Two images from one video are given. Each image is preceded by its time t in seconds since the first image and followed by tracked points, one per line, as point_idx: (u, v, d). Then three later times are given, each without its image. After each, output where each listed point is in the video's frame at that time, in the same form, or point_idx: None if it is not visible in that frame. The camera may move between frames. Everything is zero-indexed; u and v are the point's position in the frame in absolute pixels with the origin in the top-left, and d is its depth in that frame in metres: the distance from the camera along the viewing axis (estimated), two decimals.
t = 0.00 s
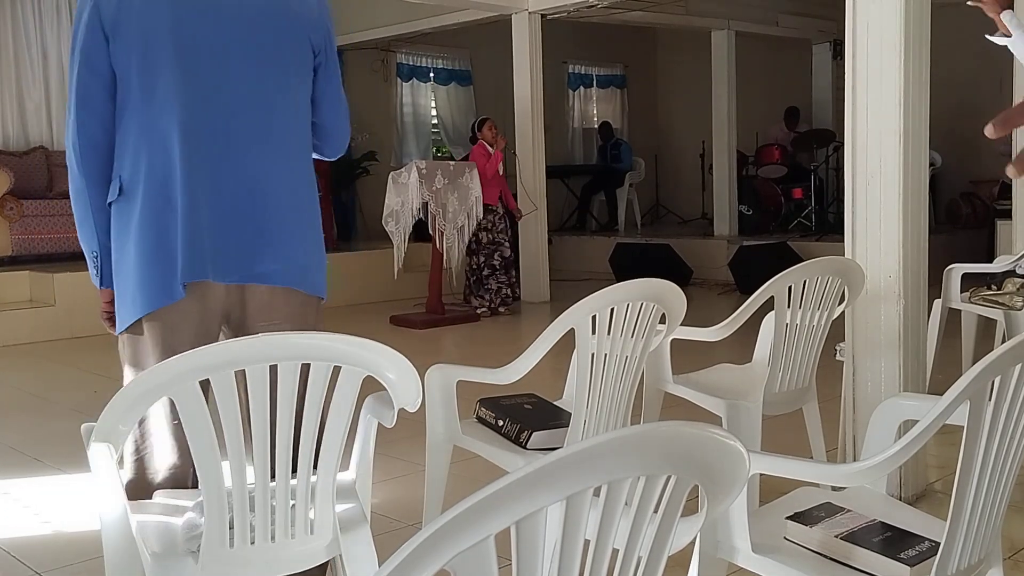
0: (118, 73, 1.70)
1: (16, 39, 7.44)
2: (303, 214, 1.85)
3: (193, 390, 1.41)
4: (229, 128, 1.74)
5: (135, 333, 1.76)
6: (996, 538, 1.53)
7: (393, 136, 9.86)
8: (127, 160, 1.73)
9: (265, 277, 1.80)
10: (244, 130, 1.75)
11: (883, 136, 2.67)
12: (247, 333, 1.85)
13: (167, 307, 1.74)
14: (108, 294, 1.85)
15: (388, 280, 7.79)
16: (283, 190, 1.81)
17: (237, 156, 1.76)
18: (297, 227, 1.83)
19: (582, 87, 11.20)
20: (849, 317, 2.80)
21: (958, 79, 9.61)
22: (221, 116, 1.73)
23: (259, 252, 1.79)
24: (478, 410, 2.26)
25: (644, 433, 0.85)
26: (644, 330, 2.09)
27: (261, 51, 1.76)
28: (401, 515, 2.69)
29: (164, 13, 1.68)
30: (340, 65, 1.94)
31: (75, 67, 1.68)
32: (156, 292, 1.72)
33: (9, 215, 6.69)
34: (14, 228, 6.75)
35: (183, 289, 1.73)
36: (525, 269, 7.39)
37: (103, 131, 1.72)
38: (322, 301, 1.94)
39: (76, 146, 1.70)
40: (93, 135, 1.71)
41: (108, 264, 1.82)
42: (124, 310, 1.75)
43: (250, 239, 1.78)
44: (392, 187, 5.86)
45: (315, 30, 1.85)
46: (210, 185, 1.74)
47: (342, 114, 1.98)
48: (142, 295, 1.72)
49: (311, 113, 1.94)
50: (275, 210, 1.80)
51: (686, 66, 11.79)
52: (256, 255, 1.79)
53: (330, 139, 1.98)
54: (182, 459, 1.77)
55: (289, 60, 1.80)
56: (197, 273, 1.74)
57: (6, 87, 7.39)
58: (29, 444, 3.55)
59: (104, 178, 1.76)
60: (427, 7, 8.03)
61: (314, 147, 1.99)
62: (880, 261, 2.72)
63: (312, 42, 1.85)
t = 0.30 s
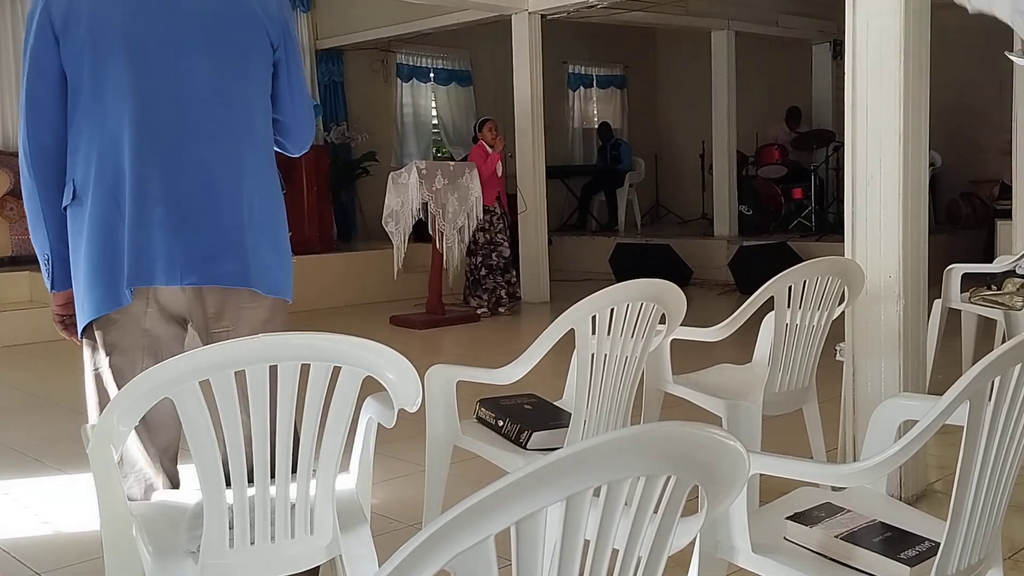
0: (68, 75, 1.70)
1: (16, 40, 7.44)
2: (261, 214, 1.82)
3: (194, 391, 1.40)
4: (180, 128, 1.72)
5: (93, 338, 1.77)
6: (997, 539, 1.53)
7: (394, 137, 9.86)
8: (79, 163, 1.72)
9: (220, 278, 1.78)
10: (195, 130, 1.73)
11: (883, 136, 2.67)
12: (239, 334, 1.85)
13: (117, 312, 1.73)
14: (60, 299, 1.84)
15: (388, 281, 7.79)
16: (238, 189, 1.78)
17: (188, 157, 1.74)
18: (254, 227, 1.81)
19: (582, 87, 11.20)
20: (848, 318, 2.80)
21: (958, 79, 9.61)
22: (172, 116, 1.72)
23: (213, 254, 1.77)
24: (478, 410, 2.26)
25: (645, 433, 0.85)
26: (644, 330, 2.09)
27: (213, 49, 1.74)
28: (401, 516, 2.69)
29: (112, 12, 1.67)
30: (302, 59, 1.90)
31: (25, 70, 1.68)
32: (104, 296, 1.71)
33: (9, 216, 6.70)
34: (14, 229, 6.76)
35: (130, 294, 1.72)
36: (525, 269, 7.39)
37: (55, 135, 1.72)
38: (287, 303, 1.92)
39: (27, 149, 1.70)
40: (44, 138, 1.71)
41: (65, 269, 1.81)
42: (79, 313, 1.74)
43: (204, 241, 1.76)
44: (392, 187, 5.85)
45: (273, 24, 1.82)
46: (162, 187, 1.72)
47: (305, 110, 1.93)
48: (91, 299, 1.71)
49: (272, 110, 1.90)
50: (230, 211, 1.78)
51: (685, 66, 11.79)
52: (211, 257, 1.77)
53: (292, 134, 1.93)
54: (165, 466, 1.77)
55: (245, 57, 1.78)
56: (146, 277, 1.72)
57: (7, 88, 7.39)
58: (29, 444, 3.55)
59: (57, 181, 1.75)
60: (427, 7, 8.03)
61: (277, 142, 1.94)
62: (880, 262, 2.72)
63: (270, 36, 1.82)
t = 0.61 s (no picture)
0: (61, 76, 1.69)
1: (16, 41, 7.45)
2: (258, 211, 1.82)
3: (194, 391, 1.40)
4: (176, 128, 1.73)
5: (95, 340, 1.76)
6: (997, 538, 1.53)
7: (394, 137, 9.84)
8: (74, 165, 1.72)
9: (220, 276, 1.78)
10: (190, 130, 1.73)
11: (883, 136, 2.67)
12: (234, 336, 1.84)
13: (116, 312, 1.73)
14: (52, 304, 1.81)
15: (388, 281, 7.79)
16: (234, 188, 1.78)
17: (186, 157, 1.74)
18: (251, 225, 1.81)
19: (582, 87, 11.19)
20: (849, 318, 2.80)
21: (958, 79, 9.61)
22: (167, 116, 1.71)
23: (212, 253, 1.77)
24: (478, 410, 2.26)
25: (646, 434, 0.85)
26: (644, 330, 2.09)
27: (207, 47, 1.74)
28: (402, 516, 2.69)
29: (105, 12, 1.66)
30: (294, 55, 1.89)
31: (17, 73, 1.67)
32: (103, 297, 1.70)
33: (9, 217, 6.69)
34: (14, 230, 6.76)
35: (129, 294, 1.71)
36: (525, 270, 7.39)
37: (49, 137, 1.71)
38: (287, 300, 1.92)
39: (20, 152, 1.69)
40: (38, 141, 1.70)
41: (58, 271, 1.80)
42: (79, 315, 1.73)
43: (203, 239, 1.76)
44: (391, 187, 5.85)
45: (265, 21, 1.82)
46: (160, 187, 1.73)
47: (300, 107, 1.91)
48: (90, 300, 1.70)
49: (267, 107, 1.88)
50: (227, 209, 1.78)
51: (685, 66, 11.79)
52: (210, 256, 1.77)
53: (287, 134, 1.91)
54: (165, 465, 1.77)
55: (239, 54, 1.77)
56: (146, 276, 1.72)
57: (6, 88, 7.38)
58: (29, 445, 3.55)
59: (52, 184, 1.74)
60: (427, 7, 8.03)
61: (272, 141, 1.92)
62: (880, 261, 2.72)
63: (263, 33, 1.82)
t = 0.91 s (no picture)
0: (89, 77, 1.69)
1: (16, 41, 7.44)
2: (281, 214, 1.80)
3: (194, 392, 1.41)
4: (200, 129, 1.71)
5: (114, 337, 1.76)
6: (997, 538, 1.53)
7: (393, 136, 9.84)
8: (101, 166, 1.72)
9: (241, 279, 1.76)
10: (213, 131, 1.72)
11: (884, 137, 2.67)
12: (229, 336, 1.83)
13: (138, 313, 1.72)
14: (85, 301, 1.82)
15: (388, 281, 7.79)
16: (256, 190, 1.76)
17: (209, 158, 1.72)
18: (273, 227, 1.79)
19: (582, 87, 11.19)
20: (849, 318, 2.80)
21: (959, 79, 9.61)
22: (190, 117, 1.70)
23: (233, 256, 1.75)
24: (478, 411, 2.26)
25: (645, 434, 0.85)
26: (644, 330, 2.09)
27: (231, 48, 1.72)
28: (402, 516, 2.69)
29: (131, 12, 1.66)
30: (320, 58, 1.87)
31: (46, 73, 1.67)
32: (126, 298, 1.70)
33: (9, 217, 6.69)
34: (14, 230, 6.75)
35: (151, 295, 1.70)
36: (525, 270, 7.39)
37: (78, 138, 1.72)
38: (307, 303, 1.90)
39: (49, 153, 1.70)
40: (66, 141, 1.70)
41: (87, 270, 1.80)
42: (102, 315, 1.74)
43: (224, 241, 1.75)
44: (391, 187, 5.84)
45: (291, 23, 1.80)
46: (183, 189, 1.71)
47: (325, 110, 1.90)
48: (114, 301, 1.70)
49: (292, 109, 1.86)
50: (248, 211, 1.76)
51: (685, 66, 11.79)
52: (231, 258, 1.75)
53: (311, 135, 1.91)
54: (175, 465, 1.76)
55: (262, 55, 1.75)
56: (168, 278, 1.71)
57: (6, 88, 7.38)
58: (28, 445, 3.55)
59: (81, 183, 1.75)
60: (427, 7, 8.03)
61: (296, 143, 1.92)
62: (880, 261, 2.72)
63: (288, 35, 1.80)
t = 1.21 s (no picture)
0: (139, 77, 1.71)
1: (16, 42, 7.44)
2: (324, 215, 1.86)
3: (194, 392, 1.41)
4: (251, 131, 1.76)
5: (160, 333, 1.78)
6: (997, 539, 1.53)
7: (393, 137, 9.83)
8: (149, 164, 1.74)
9: (287, 279, 1.82)
10: (263, 133, 1.77)
11: (883, 136, 2.67)
12: (249, 335, 1.86)
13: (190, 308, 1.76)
14: (125, 293, 1.86)
15: (388, 282, 7.79)
16: (302, 191, 1.82)
17: (259, 161, 1.77)
18: (318, 228, 1.85)
19: (582, 87, 11.20)
20: (849, 318, 2.80)
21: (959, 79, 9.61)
22: (241, 119, 1.74)
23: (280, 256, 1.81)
24: (478, 411, 2.26)
25: (645, 434, 0.85)
26: (644, 330, 2.09)
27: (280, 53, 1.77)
28: (402, 516, 2.69)
29: (184, 15, 1.69)
30: (360, 65, 1.95)
31: (96, 72, 1.69)
32: (178, 294, 1.73)
33: (9, 217, 6.68)
34: (14, 230, 6.75)
35: (206, 292, 1.75)
36: (525, 270, 7.39)
37: (126, 136, 1.74)
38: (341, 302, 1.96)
39: (98, 150, 1.72)
40: (115, 140, 1.73)
41: (128, 265, 1.83)
42: (149, 311, 1.76)
43: (271, 242, 1.80)
44: (392, 187, 5.84)
45: (335, 31, 1.87)
46: (233, 189, 1.76)
47: (362, 114, 1.99)
48: (165, 297, 1.73)
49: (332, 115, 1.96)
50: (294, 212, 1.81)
51: (685, 66, 11.79)
52: (278, 257, 1.81)
53: (350, 138, 2.00)
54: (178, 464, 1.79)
55: (308, 61, 1.81)
56: (219, 275, 1.75)
57: (5, 88, 7.38)
58: (28, 445, 3.54)
59: (126, 180, 1.77)
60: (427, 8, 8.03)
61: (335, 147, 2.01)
62: (880, 261, 2.72)
63: (332, 43, 1.87)
